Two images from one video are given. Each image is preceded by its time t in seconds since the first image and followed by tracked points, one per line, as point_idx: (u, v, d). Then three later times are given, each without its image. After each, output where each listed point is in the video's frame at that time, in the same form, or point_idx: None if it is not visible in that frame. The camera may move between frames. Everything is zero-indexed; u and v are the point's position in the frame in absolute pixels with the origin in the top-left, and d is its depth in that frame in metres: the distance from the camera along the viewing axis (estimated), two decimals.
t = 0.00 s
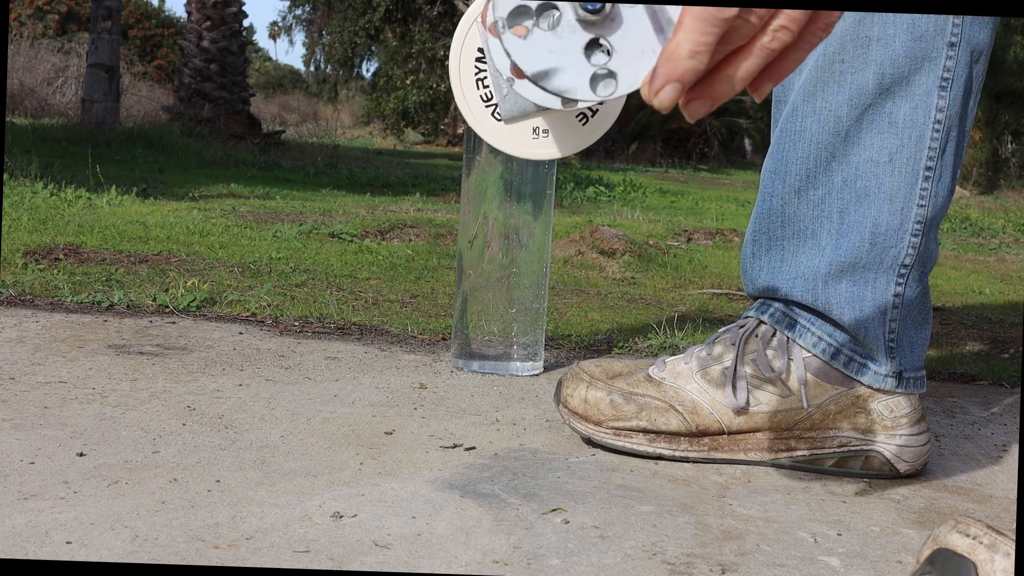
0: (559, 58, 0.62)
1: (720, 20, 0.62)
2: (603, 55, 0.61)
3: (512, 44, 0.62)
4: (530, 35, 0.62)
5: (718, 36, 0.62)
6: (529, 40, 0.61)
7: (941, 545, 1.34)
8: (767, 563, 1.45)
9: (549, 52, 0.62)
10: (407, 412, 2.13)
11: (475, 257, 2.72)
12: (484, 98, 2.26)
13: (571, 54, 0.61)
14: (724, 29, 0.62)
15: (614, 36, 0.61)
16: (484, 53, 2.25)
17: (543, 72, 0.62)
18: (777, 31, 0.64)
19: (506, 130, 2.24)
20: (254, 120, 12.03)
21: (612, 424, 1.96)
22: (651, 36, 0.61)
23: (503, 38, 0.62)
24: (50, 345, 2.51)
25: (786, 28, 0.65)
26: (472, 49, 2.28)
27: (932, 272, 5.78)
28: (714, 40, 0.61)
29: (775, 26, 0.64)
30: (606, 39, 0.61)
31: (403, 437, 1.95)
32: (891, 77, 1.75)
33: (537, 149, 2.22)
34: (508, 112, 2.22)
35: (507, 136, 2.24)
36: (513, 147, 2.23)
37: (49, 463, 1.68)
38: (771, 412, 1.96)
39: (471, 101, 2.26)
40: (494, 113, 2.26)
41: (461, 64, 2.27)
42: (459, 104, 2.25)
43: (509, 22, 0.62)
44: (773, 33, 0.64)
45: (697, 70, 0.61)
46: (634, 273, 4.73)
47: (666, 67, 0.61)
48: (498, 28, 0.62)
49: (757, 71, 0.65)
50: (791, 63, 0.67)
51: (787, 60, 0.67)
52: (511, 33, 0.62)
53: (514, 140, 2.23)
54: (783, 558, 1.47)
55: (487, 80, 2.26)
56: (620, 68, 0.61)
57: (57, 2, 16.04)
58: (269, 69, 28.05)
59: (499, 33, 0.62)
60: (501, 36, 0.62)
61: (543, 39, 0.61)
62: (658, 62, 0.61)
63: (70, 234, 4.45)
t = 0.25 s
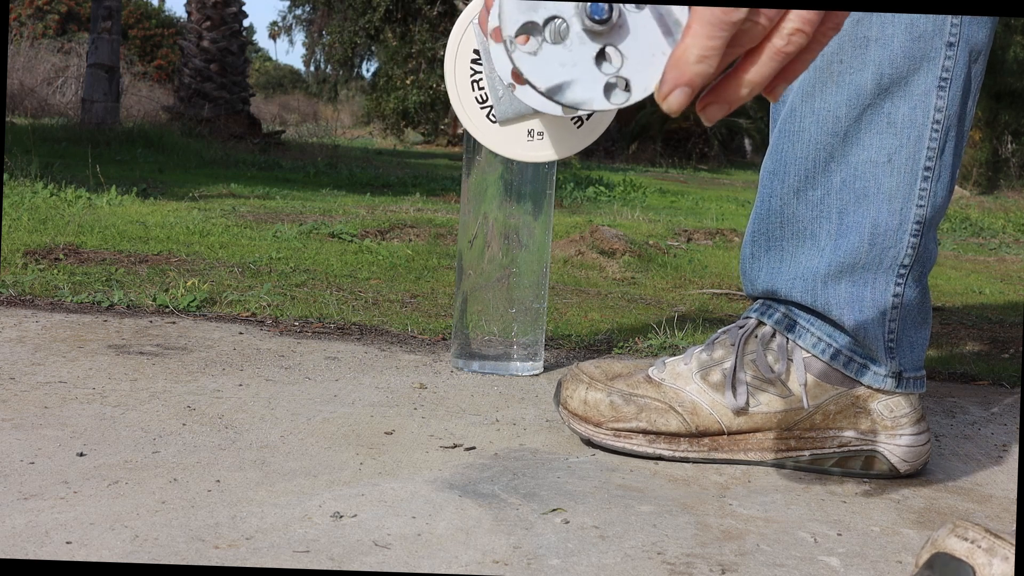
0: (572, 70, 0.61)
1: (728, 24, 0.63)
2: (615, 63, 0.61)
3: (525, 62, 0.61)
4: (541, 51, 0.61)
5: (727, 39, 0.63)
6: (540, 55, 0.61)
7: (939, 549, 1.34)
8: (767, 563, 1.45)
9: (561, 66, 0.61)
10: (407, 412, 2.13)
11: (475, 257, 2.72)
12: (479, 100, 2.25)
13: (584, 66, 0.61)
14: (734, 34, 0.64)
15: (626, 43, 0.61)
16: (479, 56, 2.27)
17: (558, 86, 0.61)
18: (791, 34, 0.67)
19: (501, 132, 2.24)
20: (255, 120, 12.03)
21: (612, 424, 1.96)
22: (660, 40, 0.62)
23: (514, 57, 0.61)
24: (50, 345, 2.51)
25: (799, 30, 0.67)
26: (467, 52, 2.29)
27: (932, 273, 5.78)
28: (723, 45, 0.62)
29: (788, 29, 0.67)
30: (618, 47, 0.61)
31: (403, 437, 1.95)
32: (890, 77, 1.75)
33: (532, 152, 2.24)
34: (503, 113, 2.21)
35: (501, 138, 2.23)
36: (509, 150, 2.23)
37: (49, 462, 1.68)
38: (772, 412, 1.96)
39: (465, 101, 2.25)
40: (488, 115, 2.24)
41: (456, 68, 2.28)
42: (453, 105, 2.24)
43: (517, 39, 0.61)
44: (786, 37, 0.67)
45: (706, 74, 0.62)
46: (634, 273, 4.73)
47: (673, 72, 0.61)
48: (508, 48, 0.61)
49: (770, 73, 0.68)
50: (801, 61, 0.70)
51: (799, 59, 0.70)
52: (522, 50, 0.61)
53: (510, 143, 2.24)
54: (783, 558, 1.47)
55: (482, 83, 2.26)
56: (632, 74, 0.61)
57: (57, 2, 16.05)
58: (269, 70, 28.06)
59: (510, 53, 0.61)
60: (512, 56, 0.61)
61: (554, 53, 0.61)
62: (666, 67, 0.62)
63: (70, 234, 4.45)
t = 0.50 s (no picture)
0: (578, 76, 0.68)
1: (734, 27, 0.68)
2: (619, 66, 0.68)
3: (532, 70, 0.68)
4: (548, 59, 0.68)
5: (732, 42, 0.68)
6: (548, 64, 0.68)
7: (939, 549, 1.34)
8: (767, 563, 1.45)
9: (567, 72, 0.68)
10: (407, 412, 2.13)
11: (474, 257, 2.72)
12: (479, 103, 2.25)
13: (590, 71, 0.68)
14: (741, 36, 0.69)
15: (628, 47, 0.67)
16: (479, 58, 2.26)
17: (565, 93, 0.68)
18: (797, 35, 0.71)
19: (501, 135, 2.22)
20: (254, 120, 12.02)
21: (612, 425, 1.96)
22: (667, 43, 0.68)
23: (523, 66, 0.68)
24: (50, 345, 2.51)
25: (805, 30, 0.71)
26: (467, 55, 2.28)
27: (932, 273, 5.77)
28: (728, 49, 0.68)
29: (794, 30, 0.71)
30: (621, 51, 0.68)
31: (403, 437, 1.95)
32: (890, 77, 1.75)
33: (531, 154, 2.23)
34: (501, 116, 2.14)
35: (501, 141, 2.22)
36: (509, 152, 2.22)
37: (49, 462, 1.68)
38: (771, 412, 1.96)
39: (465, 103, 2.26)
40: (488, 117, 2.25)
41: (456, 69, 2.27)
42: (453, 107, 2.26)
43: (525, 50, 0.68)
44: (791, 38, 0.71)
45: (711, 76, 0.68)
46: (634, 274, 4.73)
47: (680, 76, 0.67)
48: (516, 57, 0.68)
49: (776, 73, 0.73)
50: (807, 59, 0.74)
51: (805, 58, 0.74)
52: (530, 58, 0.68)
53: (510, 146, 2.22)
54: (783, 558, 1.47)
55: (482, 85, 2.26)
56: (636, 77, 0.68)
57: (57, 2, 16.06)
58: (269, 70, 28.05)
59: (518, 62, 0.68)
60: (520, 64, 0.68)
61: (561, 61, 0.68)
62: (673, 69, 0.68)
63: (70, 234, 4.45)
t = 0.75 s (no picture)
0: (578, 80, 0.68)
1: (734, 29, 0.68)
2: (620, 69, 0.68)
3: (533, 74, 0.68)
4: (548, 63, 0.68)
5: (732, 44, 0.68)
6: (548, 68, 0.68)
7: (938, 549, 1.34)
8: (767, 563, 1.45)
9: (568, 76, 0.68)
10: (407, 412, 2.13)
11: (474, 257, 2.72)
12: (480, 105, 2.24)
13: (590, 74, 0.68)
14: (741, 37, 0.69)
15: (628, 48, 0.68)
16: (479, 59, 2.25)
17: (566, 96, 0.68)
18: (797, 35, 0.71)
19: (502, 136, 2.22)
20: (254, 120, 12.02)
21: (612, 424, 1.96)
22: (667, 44, 0.68)
23: (524, 71, 0.68)
24: (50, 345, 2.51)
25: (806, 30, 0.72)
26: (466, 56, 2.27)
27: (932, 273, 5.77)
28: (728, 50, 0.68)
29: (794, 30, 0.71)
30: (621, 53, 0.68)
31: (403, 437, 1.95)
32: (889, 77, 1.75)
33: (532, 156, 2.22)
34: (503, 117, 2.21)
35: (501, 143, 2.22)
36: (509, 153, 2.22)
37: (49, 462, 1.68)
38: (771, 412, 1.96)
39: (466, 106, 2.25)
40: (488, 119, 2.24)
41: (457, 70, 2.26)
42: (454, 109, 2.24)
43: (525, 54, 0.68)
44: (792, 39, 0.72)
45: (711, 78, 0.68)
46: (634, 273, 4.73)
47: (681, 78, 0.68)
48: (517, 62, 0.68)
49: (777, 73, 0.73)
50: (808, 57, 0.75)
51: (805, 58, 0.74)
52: (530, 63, 0.68)
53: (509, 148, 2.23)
54: (783, 558, 1.47)
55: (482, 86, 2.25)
56: (637, 79, 0.68)
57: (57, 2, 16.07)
58: (269, 70, 28.06)
59: (519, 66, 0.68)
60: (521, 69, 0.68)
61: (561, 64, 0.68)
62: (673, 71, 0.68)
63: (70, 234, 4.46)
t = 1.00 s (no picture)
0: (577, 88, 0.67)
1: (730, 30, 0.70)
2: (620, 74, 0.67)
3: (532, 86, 0.67)
4: (547, 74, 0.67)
5: (729, 46, 0.70)
6: (547, 78, 0.67)
7: (937, 552, 1.34)
8: (767, 563, 1.45)
9: (567, 85, 0.67)
10: (407, 412, 2.13)
11: (475, 257, 2.72)
12: (474, 106, 2.24)
13: (589, 81, 0.67)
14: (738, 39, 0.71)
15: (626, 53, 0.67)
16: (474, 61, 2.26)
17: (567, 105, 0.68)
18: (798, 37, 0.74)
19: (496, 137, 2.22)
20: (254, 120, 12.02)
21: (612, 425, 1.96)
22: (664, 47, 0.69)
23: (522, 82, 0.67)
24: (50, 345, 2.51)
25: (807, 32, 0.74)
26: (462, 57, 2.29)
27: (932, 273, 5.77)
28: (725, 50, 0.70)
29: (794, 32, 0.73)
30: (619, 59, 0.67)
31: (403, 437, 1.95)
32: (887, 77, 1.75)
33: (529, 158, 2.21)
34: (497, 119, 2.18)
35: (496, 143, 2.21)
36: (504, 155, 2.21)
37: (49, 462, 1.68)
38: (771, 412, 1.96)
39: (461, 107, 2.24)
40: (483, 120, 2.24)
41: (452, 73, 2.27)
42: (448, 110, 2.24)
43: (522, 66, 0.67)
44: (792, 40, 0.74)
45: (710, 79, 0.70)
46: (634, 273, 4.73)
47: (679, 79, 0.69)
48: (515, 74, 0.67)
49: (777, 74, 0.75)
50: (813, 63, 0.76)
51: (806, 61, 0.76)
52: (529, 74, 0.67)
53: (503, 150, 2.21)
54: (783, 558, 1.47)
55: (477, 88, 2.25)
56: (637, 84, 0.68)
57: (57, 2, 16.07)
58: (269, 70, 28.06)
59: (518, 78, 0.67)
60: (520, 81, 0.67)
61: (559, 74, 0.67)
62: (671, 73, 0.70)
63: (70, 234, 4.46)
